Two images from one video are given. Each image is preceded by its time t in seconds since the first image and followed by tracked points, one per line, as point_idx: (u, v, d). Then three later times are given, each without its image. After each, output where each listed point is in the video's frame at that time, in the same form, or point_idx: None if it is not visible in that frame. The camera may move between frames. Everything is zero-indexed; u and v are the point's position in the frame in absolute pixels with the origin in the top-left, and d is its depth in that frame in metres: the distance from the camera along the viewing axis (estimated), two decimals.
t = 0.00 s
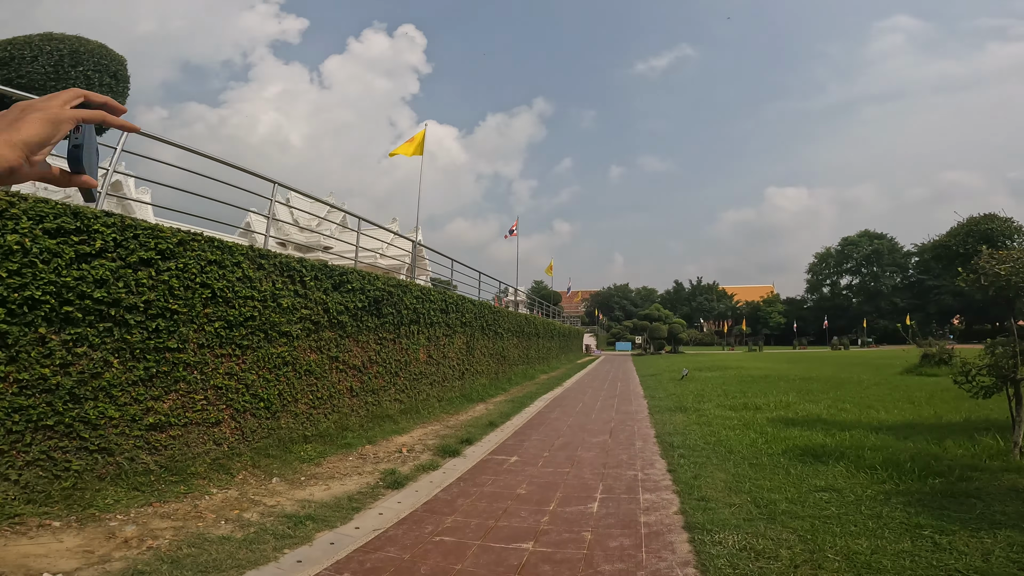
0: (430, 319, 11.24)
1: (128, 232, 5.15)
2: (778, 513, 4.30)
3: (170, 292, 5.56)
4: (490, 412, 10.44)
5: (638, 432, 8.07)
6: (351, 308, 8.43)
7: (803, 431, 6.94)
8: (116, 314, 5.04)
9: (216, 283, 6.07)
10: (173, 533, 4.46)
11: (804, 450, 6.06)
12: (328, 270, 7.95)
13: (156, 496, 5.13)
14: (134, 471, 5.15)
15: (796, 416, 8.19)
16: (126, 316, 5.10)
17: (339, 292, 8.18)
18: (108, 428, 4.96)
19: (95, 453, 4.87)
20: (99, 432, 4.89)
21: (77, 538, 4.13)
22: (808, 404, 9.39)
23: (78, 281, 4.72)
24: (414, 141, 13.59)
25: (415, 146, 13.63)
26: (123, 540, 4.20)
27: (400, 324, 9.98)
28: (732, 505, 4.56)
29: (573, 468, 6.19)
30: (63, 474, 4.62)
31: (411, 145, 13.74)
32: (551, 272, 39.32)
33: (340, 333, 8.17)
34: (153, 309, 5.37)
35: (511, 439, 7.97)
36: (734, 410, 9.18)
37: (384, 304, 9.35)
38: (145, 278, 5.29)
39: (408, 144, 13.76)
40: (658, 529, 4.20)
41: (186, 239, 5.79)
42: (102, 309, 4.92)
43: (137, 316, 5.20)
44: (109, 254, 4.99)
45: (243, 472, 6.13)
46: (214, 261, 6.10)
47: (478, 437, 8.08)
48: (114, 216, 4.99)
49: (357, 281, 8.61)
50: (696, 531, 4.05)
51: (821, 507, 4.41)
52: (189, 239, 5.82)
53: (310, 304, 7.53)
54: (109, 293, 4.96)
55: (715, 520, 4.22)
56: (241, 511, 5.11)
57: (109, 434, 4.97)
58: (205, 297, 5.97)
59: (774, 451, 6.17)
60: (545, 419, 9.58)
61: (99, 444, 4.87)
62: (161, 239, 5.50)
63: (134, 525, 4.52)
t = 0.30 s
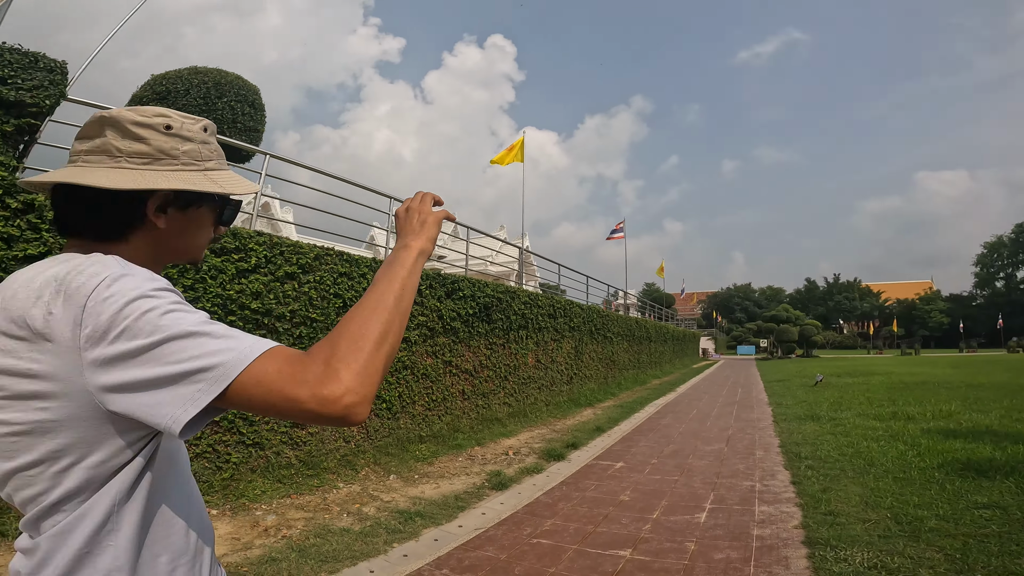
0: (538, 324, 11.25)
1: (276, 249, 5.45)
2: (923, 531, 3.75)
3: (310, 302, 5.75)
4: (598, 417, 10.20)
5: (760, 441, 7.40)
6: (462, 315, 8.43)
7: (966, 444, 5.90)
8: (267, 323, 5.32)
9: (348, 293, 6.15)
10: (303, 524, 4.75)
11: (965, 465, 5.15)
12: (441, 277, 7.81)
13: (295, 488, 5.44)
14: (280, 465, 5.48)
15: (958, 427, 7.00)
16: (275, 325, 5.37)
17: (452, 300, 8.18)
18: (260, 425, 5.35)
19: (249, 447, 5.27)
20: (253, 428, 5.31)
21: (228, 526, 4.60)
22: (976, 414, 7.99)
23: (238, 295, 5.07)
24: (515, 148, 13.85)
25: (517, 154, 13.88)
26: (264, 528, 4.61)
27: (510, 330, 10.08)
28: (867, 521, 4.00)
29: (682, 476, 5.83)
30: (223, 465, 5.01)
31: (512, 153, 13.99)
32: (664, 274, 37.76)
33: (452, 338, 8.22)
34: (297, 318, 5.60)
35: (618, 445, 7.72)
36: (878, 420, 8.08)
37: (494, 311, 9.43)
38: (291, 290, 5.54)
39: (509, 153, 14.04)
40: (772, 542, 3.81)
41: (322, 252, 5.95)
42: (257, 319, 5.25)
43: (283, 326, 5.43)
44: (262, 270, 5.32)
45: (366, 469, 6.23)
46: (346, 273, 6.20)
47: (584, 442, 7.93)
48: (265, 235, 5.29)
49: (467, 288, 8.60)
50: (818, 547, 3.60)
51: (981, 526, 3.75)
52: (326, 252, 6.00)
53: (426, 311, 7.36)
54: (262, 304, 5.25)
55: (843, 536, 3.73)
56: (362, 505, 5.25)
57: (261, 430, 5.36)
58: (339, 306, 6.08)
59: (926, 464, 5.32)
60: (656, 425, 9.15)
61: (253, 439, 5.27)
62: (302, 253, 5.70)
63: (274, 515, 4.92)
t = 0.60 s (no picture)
0: (574, 330, 11.14)
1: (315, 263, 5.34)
2: (977, 544, 3.49)
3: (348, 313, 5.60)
4: (636, 424, 9.97)
5: (806, 449, 7.05)
6: (498, 322, 8.14)
7: None
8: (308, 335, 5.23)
9: (384, 303, 5.96)
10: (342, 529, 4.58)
11: None
12: (474, 286, 7.54)
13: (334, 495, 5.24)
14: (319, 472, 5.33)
15: None
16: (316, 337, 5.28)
17: (486, 307, 7.93)
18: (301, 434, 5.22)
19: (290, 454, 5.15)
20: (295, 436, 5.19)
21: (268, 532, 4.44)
22: None
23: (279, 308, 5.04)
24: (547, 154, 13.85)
25: (549, 160, 13.86)
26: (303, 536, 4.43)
27: (544, 336, 9.99)
28: (918, 534, 3.74)
29: (721, 486, 5.62)
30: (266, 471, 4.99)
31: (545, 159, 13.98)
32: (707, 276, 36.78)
33: (489, 347, 7.93)
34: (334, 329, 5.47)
35: (656, 452, 7.52)
36: (938, 426, 7.57)
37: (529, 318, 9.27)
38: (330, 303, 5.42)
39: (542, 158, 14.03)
40: (812, 556, 3.62)
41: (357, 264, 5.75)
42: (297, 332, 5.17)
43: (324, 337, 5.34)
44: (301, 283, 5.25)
45: (402, 474, 6.28)
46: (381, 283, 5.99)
47: (620, 450, 7.76)
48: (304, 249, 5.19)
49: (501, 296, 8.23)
50: (862, 562, 3.40)
51: None
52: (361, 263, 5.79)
53: (459, 320, 7.15)
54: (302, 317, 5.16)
55: (890, 550, 3.50)
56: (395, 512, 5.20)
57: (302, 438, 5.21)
58: (374, 317, 5.89)
59: (988, 474, 4.94)
60: (696, 432, 8.87)
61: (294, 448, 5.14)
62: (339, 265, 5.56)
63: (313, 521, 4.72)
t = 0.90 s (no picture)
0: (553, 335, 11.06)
1: (281, 266, 5.15)
2: (953, 554, 3.46)
3: (317, 319, 5.44)
4: (615, 429, 9.91)
5: (784, 454, 7.05)
6: (474, 328, 8.07)
7: (1007, 457, 5.51)
8: (274, 340, 5.06)
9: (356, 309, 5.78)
10: (309, 538, 4.35)
11: (1005, 481, 4.77)
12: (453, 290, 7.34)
13: (302, 502, 4.99)
14: (286, 480, 5.12)
15: (998, 439, 6.56)
16: (282, 341, 5.11)
17: (462, 313, 7.80)
18: (268, 440, 5.04)
19: (257, 461, 4.97)
20: (261, 443, 4.97)
21: (230, 540, 4.22)
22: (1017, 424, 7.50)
23: (243, 312, 4.85)
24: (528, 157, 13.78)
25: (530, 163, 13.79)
26: (267, 544, 4.22)
27: (523, 341, 9.88)
28: (894, 544, 3.71)
29: (699, 494, 5.56)
30: (229, 479, 4.76)
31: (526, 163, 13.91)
32: (688, 280, 37.05)
33: (465, 352, 7.80)
34: (303, 335, 5.30)
35: (634, 459, 7.45)
36: (912, 431, 7.64)
37: (506, 323, 9.17)
38: (297, 307, 5.23)
39: (523, 162, 13.97)
40: (788, 568, 3.56)
41: (328, 269, 5.59)
42: (263, 337, 5.00)
43: (291, 342, 5.17)
44: (267, 287, 5.04)
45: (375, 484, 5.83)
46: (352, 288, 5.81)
47: (599, 456, 7.68)
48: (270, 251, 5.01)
49: (479, 300, 8.25)
50: (837, 574, 3.35)
51: (1021, 550, 3.44)
52: (332, 268, 5.62)
53: (436, 326, 7.04)
54: (268, 322, 4.99)
55: (867, 560, 3.46)
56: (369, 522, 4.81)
57: (269, 445, 5.03)
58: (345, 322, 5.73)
59: (962, 480, 4.95)
60: (675, 437, 8.83)
61: (260, 454, 4.96)
62: (308, 269, 5.39)
63: (278, 529, 4.50)
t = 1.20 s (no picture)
0: (529, 338, 10.84)
1: (235, 264, 4.81)
2: (941, 565, 3.34)
3: (274, 320, 5.10)
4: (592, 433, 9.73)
5: (761, 459, 6.95)
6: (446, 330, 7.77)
7: (983, 461, 5.48)
8: (226, 342, 4.72)
9: (317, 310, 5.46)
10: (260, 553, 4.07)
11: (985, 485, 4.71)
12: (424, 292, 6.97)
13: (256, 513, 4.71)
14: (240, 490, 4.76)
15: (972, 442, 6.55)
16: (235, 343, 4.76)
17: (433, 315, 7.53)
18: (219, 448, 4.68)
19: (206, 471, 4.61)
20: (212, 451, 4.63)
21: (174, 554, 3.91)
22: (988, 427, 7.55)
23: (190, 313, 4.51)
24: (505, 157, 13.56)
25: (507, 163, 13.57)
26: (216, 557, 3.93)
27: (498, 344, 9.63)
28: (880, 554, 3.58)
29: (677, 502, 5.39)
30: (175, 490, 4.40)
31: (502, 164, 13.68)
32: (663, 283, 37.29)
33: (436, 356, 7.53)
34: (258, 337, 4.95)
35: (612, 465, 7.26)
36: (887, 435, 7.63)
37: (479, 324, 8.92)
38: (251, 308, 4.90)
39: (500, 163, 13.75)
40: None
41: (287, 267, 5.27)
42: (212, 339, 4.64)
43: (244, 344, 4.84)
44: (218, 286, 4.70)
45: (340, 492, 5.48)
46: (314, 289, 5.48)
47: (575, 462, 7.48)
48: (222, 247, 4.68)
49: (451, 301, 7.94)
50: None
51: (1009, 560, 3.33)
52: (291, 267, 5.29)
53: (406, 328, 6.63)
54: (218, 323, 4.66)
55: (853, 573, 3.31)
56: (326, 533, 4.60)
57: (220, 453, 4.68)
58: (306, 324, 5.39)
59: (942, 485, 4.88)
60: (652, 442, 8.69)
61: (210, 463, 4.61)
62: (264, 267, 5.05)
63: (229, 542, 4.21)
